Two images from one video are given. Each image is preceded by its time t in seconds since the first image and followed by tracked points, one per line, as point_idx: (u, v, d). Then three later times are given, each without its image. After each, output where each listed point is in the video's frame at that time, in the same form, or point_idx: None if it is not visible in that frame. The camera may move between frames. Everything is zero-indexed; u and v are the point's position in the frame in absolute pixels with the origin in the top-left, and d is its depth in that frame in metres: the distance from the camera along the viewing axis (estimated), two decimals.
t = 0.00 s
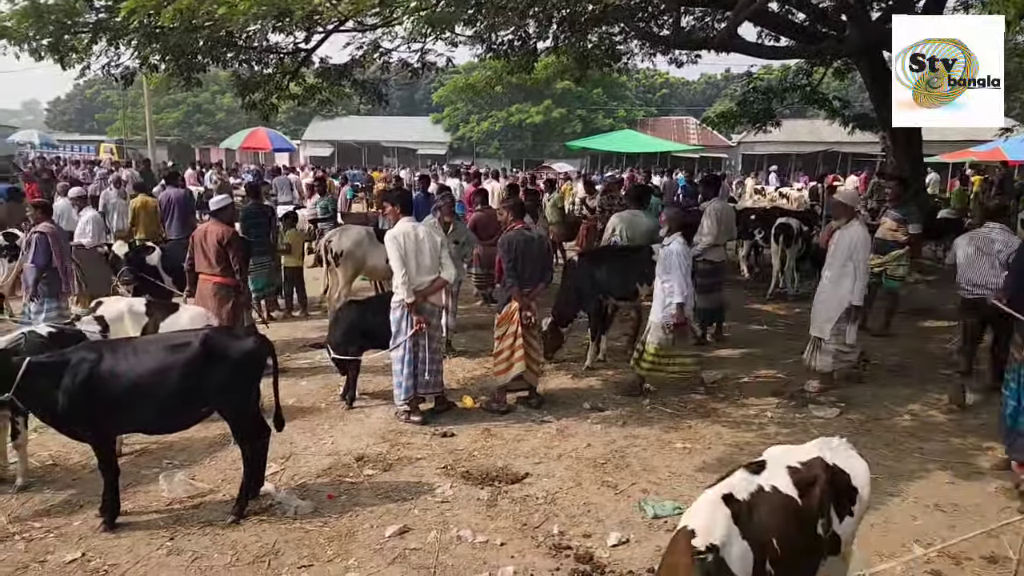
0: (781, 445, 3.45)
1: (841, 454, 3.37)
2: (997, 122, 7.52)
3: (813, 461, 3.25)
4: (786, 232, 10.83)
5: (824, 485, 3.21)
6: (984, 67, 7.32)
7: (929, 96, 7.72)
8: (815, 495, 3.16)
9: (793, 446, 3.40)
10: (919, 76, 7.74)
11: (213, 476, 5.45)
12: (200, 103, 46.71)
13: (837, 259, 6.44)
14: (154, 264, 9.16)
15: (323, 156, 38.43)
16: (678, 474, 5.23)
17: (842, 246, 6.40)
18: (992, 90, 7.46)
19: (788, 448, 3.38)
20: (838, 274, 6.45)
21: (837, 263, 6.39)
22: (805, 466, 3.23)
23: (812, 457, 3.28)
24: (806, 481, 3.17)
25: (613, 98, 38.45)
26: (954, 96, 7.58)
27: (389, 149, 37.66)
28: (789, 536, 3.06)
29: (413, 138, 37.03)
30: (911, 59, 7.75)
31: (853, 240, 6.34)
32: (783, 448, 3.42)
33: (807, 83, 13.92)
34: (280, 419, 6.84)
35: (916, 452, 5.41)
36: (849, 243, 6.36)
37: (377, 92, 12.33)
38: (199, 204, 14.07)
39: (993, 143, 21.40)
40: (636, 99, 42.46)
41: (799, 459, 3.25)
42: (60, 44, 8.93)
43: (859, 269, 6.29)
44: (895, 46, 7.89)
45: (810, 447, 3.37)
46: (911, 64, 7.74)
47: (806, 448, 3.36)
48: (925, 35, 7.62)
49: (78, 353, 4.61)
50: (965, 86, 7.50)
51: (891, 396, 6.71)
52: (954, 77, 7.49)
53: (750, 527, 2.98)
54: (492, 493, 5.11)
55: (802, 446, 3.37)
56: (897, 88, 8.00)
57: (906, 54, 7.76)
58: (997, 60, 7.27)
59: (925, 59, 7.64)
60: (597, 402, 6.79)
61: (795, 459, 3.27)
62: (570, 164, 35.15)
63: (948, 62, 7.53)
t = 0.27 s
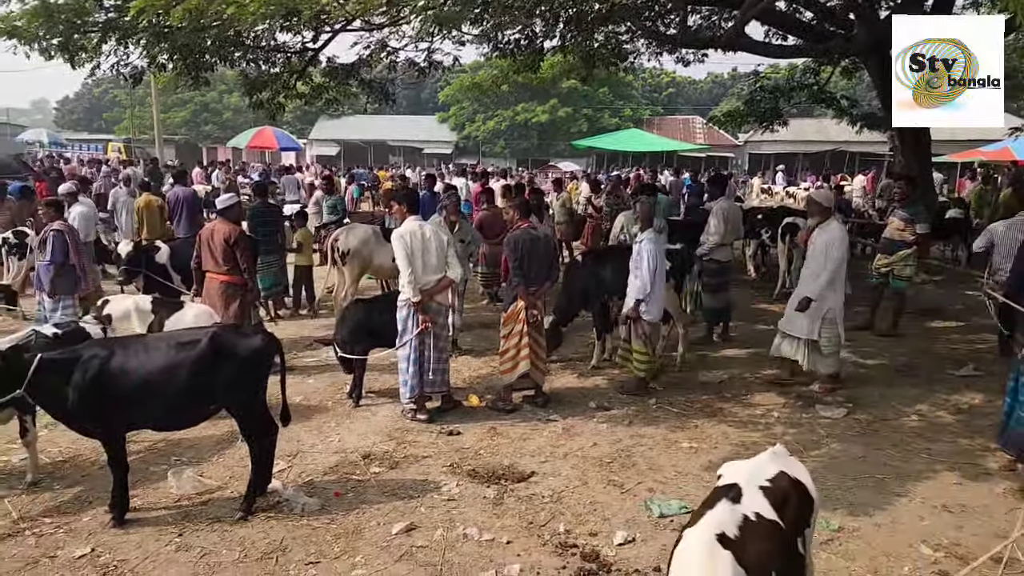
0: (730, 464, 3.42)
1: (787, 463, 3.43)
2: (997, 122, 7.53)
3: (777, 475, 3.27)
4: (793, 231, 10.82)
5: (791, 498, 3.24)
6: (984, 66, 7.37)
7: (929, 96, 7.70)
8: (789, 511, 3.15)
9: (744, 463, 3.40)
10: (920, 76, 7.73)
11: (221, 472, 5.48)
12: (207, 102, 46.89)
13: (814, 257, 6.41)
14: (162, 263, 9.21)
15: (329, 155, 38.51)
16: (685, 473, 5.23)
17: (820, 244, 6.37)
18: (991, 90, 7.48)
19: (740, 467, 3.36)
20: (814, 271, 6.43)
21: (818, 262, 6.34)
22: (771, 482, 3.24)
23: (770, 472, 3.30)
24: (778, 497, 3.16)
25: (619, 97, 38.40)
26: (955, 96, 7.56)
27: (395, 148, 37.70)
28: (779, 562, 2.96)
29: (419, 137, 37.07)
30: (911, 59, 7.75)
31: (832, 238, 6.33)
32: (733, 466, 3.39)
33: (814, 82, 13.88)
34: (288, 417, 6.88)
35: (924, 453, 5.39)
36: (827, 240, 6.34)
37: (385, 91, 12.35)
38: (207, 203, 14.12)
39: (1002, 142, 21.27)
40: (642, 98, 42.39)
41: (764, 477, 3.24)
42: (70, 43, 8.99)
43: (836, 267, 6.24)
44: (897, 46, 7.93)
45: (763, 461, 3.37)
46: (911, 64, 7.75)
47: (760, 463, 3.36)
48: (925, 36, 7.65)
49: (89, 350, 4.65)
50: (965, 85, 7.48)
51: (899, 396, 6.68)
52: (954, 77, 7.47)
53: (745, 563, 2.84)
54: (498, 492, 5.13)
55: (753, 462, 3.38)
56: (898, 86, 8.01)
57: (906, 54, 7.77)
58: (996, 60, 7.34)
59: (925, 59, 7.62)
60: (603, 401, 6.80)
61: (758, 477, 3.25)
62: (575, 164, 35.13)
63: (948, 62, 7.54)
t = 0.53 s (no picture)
0: (682, 473, 3.32)
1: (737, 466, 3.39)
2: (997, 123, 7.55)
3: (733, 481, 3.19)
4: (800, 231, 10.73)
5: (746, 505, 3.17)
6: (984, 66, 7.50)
7: (929, 96, 7.78)
8: (748, 519, 3.09)
9: (695, 471, 3.31)
10: (920, 76, 7.81)
11: (230, 470, 5.52)
12: (215, 102, 47.10)
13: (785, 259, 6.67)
14: (172, 262, 9.29)
15: (336, 155, 38.62)
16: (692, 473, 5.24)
17: (790, 246, 6.64)
18: (991, 90, 7.55)
19: (694, 475, 3.26)
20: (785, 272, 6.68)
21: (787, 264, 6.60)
22: (729, 490, 3.16)
23: (726, 478, 3.23)
24: (736, 505, 3.10)
25: (626, 97, 38.36)
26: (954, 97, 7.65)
27: (402, 147, 37.77)
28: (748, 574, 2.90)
29: (426, 136, 37.12)
30: (910, 59, 7.88)
31: (800, 239, 6.58)
32: (685, 476, 3.30)
33: (823, 81, 13.85)
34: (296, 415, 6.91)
35: (933, 453, 5.38)
36: (796, 241, 6.59)
37: (393, 91, 12.38)
38: (215, 202, 14.20)
39: (1012, 141, 21.15)
40: (649, 97, 42.33)
41: (720, 486, 3.16)
42: (81, 44, 9.07)
43: (803, 269, 6.51)
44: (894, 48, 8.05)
45: (713, 467, 3.28)
46: (911, 64, 7.85)
47: (712, 470, 3.26)
48: (925, 37, 7.82)
49: (99, 348, 4.70)
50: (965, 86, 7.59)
51: (908, 396, 6.66)
52: (954, 77, 7.59)
53: None
54: (505, 490, 5.15)
55: (705, 468, 3.29)
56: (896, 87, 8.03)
57: (906, 54, 7.90)
58: (996, 61, 7.50)
59: (925, 58, 7.76)
60: (610, 401, 6.80)
61: (713, 486, 3.16)
62: (582, 163, 35.13)
63: (948, 62, 7.65)
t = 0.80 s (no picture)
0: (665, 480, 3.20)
1: (718, 471, 3.31)
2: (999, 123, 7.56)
3: (722, 486, 3.13)
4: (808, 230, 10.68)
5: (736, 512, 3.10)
6: (986, 66, 7.64)
7: (929, 96, 7.74)
8: (740, 525, 3.00)
9: (679, 477, 3.20)
10: (920, 75, 7.77)
11: (239, 468, 5.56)
12: (224, 102, 47.31)
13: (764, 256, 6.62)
14: (181, 261, 9.37)
15: (344, 154, 38.71)
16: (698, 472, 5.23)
17: (769, 243, 6.55)
18: (992, 91, 7.65)
19: (680, 480, 3.15)
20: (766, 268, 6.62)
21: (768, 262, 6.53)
22: (720, 495, 3.09)
23: (714, 484, 3.15)
24: (727, 511, 3.00)
25: (634, 96, 38.31)
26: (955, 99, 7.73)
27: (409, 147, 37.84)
28: None
29: (434, 135, 37.19)
30: (910, 58, 7.84)
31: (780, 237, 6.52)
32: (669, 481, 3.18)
33: (831, 80, 13.80)
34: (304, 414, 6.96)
35: (941, 454, 5.36)
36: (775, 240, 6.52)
37: (400, 91, 12.41)
38: (224, 201, 14.28)
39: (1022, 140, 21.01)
40: (657, 96, 42.28)
41: (711, 491, 3.06)
42: (91, 45, 9.14)
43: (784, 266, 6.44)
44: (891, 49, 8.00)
45: (701, 474, 3.20)
46: (911, 64, 7.81)
47: (701, 475, 3.18)
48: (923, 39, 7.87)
49: (110, 347, 4.74)
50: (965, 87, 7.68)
51: (917, 396, 6.64)
52: (954, 77, 7.66)
53: None
54: (512, 489, 5.17)
55: (690, 474, 3.19)
56: (894, 88, 7.91)
57: (905, 54, 7.84)
58: (996, 62, 7.65)
59: (925, 58, 7.78)
60: (616, 400, 6.80)
61: (702, 492, 3.06)
62: (589, 162, 35.11)
63: (947, 62, 7.74)
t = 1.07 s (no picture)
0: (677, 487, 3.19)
1: (731, 476, 3.26)
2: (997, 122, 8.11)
3: (732, 491, 3.07)
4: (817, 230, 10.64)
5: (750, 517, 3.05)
6: (985, 66, 8.07)
7: (929, 96, 8.17)
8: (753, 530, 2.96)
9: (690, 484, 3.18)
10: (920, 76, 8.10)
11: (247, 466, 5.60)
12: (232, 102, 47.49)
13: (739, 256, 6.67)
14: (190, 260, 9.44)
15: (351, 154, 38.80)
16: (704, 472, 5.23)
17: (744, 244, 6.61)
18: (991, 90, 8.09)
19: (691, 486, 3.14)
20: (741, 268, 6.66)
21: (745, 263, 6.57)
22: (732, 499, 3.04)
23: (726, 488, 3.11)
24: (740, 517, 2.97)
25: (641, 95, 38.26)
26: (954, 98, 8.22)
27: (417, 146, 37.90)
28: None
29: (441, 135, 37.23)
30: (911, 59, 8.08)
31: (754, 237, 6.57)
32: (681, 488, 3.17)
33: (840, 79, 13.76)
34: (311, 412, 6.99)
35: (949, 455, 5.35)
36: (750, 239, 6.58)
37: (408, 90, 12.44)
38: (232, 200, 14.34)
39: None
40: (664, 96, 42.21)
41: (722, 497, 3.03)
42: (101, 45, 9.21)
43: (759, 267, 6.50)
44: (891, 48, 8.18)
45: (713, 479, 3.16)
46: (912, 64, 8.08)
47: (711, 481, 3.15)
48: (923, 38, 8.11)
49: (120, 345, 4.78)
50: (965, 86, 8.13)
51: (925, 396, 6.62)
52: (954, 78, 8.09)
53: None
54: (518, 488, 5.18)
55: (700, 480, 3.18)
56: (895, 88, 8.23)
57: (906, 54, 8.07)
58: (994, 62, 8.07)
59: (925, 58, 8.07)
60: (622, 400, 6.80)
61: (714, 498, 3.02)
62: (596, 162, 35.08)
63: (947, 62, 8.10)
